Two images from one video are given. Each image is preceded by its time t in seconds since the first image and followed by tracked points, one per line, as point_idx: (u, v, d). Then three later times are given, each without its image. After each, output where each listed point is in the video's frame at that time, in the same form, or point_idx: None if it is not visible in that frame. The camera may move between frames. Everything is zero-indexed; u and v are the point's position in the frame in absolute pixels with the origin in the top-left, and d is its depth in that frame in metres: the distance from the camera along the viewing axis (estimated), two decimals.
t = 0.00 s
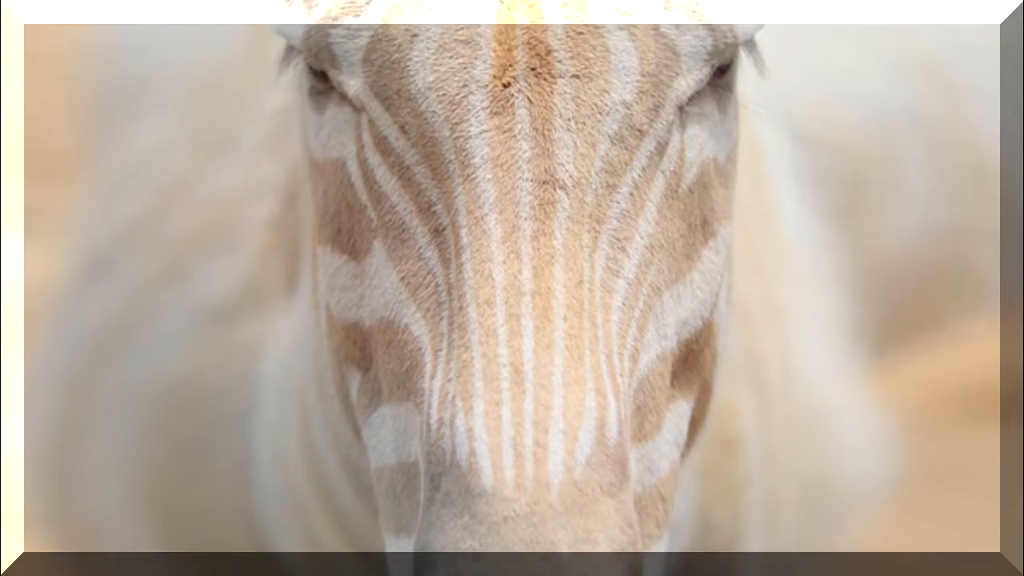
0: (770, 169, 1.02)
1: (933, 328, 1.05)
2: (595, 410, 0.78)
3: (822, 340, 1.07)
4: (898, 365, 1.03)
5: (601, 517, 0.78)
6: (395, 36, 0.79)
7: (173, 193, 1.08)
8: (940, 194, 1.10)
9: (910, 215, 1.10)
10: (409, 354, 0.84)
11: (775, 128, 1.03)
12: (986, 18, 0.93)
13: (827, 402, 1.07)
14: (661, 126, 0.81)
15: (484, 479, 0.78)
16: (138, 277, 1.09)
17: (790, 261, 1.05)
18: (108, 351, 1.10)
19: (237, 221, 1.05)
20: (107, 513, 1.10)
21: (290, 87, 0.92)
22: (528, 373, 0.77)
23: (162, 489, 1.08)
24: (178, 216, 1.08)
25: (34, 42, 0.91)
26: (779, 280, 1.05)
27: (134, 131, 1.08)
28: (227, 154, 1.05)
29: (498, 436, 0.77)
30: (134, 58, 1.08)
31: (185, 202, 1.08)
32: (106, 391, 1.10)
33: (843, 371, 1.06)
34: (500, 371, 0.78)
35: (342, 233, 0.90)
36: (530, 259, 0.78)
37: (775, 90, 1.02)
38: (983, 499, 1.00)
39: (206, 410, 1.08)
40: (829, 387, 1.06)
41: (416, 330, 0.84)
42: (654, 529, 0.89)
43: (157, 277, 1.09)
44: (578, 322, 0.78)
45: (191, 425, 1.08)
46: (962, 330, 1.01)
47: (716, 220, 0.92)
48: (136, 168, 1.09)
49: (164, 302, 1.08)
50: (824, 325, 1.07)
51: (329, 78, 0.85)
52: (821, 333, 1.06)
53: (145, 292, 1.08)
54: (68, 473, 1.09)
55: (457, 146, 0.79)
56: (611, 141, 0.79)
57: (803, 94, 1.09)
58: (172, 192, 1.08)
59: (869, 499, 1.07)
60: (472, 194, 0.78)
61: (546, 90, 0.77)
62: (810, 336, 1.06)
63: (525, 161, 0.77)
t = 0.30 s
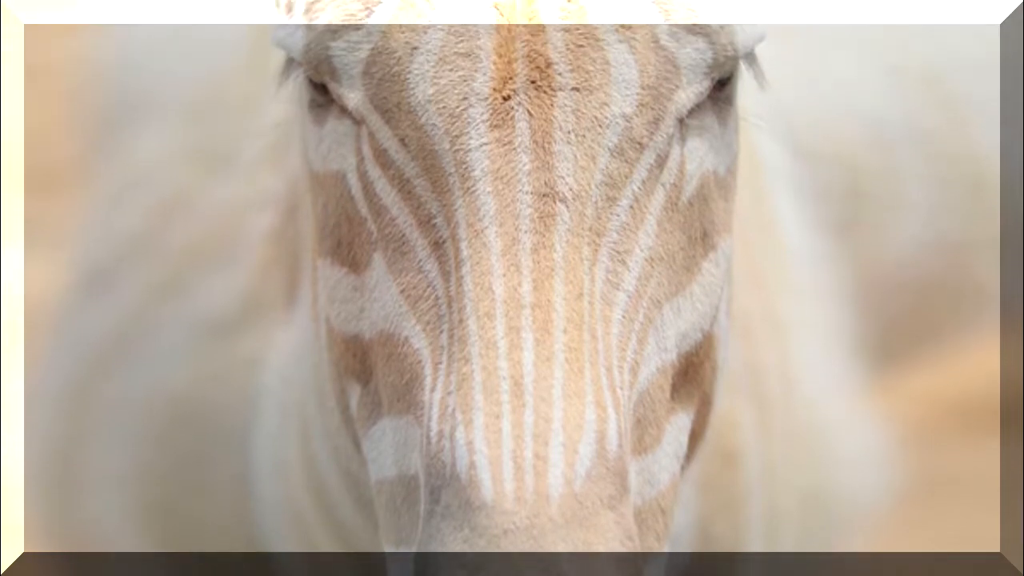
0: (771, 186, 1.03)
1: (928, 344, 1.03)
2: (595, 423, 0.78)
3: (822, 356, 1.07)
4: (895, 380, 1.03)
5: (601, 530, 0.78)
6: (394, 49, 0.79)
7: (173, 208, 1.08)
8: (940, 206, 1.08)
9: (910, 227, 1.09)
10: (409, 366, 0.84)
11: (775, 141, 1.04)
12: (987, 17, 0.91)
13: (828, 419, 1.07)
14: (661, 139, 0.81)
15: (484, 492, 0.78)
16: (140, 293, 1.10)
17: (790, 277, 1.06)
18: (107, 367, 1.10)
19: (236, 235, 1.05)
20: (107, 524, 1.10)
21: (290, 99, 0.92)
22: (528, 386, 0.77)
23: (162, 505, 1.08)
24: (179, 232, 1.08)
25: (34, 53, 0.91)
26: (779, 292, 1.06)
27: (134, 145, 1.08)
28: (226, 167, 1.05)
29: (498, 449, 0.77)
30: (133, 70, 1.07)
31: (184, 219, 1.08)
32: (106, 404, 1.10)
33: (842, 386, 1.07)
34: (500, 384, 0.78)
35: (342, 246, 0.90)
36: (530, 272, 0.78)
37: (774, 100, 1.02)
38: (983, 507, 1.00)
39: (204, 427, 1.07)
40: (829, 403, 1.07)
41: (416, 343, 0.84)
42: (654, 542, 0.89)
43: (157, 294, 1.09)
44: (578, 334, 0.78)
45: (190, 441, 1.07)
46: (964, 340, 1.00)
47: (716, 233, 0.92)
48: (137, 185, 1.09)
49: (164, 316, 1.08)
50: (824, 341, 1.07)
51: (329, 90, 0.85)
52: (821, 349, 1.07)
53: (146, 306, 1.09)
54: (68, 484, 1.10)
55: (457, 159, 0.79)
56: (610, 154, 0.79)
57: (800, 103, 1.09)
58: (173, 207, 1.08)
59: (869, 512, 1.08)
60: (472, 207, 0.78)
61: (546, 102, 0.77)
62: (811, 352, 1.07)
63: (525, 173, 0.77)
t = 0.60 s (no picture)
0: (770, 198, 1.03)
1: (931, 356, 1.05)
2: (595, 436, 0.78)
3: (822, 369, 1.07)
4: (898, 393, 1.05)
5: (601, 544, 0.78)
6: (395, 62, 0.79)
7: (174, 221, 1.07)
8: (942, 221, 1.07)
9: (911, 241, 1.08)
10: (409, 379, 0.84)
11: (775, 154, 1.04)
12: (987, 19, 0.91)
13: (827, 430, 1.07)
14: (661, 152, 0.81)
15: (484, 505, 0.78)
16: (140, 303, 1.09)
17: (790, 291, 1.06)
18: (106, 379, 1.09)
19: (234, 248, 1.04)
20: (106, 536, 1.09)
21: (290, 112, 0.93)
22: (528, 399, 0.77)
23: (162, 518, 1.08)
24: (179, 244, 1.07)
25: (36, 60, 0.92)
26: (778, 304, 1.06)
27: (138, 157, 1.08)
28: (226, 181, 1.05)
29: (498, 462, 0.77)
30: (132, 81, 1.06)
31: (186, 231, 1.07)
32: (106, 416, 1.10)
33: (842, 400, 1.07)
34: (500, 397, 0.78)
35: (342, 259, 0.90)
36: (530, 285, 0.77)
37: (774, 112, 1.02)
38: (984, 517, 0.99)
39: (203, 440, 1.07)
40: (829, 415, 1.07)
41: (416, 356, 0.84)
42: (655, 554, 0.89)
43: (158, 305, 1.09)
44: (578, 348, 0.78)
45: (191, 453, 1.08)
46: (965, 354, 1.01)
47: (716, 246, 0.92)
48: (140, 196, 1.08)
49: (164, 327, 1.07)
50: (824, 354, 1.07)
51: (329, 103, 0.85)
52: (821, 362, 1.07)
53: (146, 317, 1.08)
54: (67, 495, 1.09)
55: (457, 172, 0.79)
56: (611, 167, 0.79)
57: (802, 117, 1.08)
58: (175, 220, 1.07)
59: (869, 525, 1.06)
60: (472, 220, 0.78)
61: (546, 115, 0.77)
62: (811, 367, 1.07)
63: (525, 186, 0.77)
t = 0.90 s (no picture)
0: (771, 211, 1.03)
1: (929, 369, 1.04)
2: (595, 449, 0.78)
3: (823, 382, 1.07)
4: (898, 405, 1.04)
5: (601, 556, 0.77)
6: (395, 74, 0.79)
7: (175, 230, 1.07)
8: (939, 235, 1.07)
9: (910, 251, 1.09)
10: (410, 392, 0.85)
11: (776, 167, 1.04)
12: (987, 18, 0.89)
13: (825, 444, 1.07)
14: (661, 164, 0.81)
15: (484, 518, 0.78)
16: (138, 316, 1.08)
17: (790, 303, 1.06)
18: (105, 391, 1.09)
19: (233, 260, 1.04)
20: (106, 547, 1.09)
21: (290, 125, 0.93)
22: (528, 412, 0.77)
23: (163, 529, 1.07)
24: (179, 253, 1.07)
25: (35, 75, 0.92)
26: (778, 317, 1.06)
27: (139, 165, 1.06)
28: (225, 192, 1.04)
29: (498, 475, 0.77)
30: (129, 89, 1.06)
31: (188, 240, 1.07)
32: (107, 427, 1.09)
33: (842, 412, 1.07)
34: (500, 410, 0.78)
35: (342, 271, 0.90)
36: (530, 297, 0.77)
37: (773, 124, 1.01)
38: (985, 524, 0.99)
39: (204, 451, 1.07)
40: (828, 427, 1.07)
41: (416, 368, 0.84)
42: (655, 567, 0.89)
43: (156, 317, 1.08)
44: (578, 360, 0.78)
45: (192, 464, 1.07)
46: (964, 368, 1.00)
47: (716, 258, 0.92)
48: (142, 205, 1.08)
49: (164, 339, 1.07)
50: (824, 365, 1.07)
51: (329, 116, 0.85)
52: (820, 373, 1.07)
53: (145, 329, 1.08)
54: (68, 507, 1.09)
55: (457, 185, 0.78)
56: (611, 180, 0.79)
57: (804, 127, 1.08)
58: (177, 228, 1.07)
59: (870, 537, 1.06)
60: (472, 232, 0.78)
61: (546, 128, 0.77)
62: (810, 380, 1.07)
63: (525, 199, 0.77)
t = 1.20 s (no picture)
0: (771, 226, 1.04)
1: (929, 384, 1.03)
2: (595, 462, 0.78)
3: (822, 393, 1.08)
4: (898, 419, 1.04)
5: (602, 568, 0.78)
6: (395, 87, 0.79)
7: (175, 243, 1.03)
8: (940, 245, 1.05)
9: (910, 264, 1.07)
10: (410, 405, 0.85)
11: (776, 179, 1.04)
12: (986, 18, 0.94)
13: (825, 457, 1.07)
14: (661, 177, 0.81)
15: (484, 531, 0.78)
16: (139, 328, 1.06)
17: (789, 317, 1.08)
18: (104, 406, 1.07)
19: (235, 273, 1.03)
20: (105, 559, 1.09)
21: (290, 138, 0.93)
22: (528, 424, 0.77)
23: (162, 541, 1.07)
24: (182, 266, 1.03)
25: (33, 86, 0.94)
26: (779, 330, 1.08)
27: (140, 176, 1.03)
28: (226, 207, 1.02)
29: (498, 488, 0.77)
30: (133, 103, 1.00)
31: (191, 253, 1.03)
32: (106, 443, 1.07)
33: (842, 426, 1.07)
34: (500, 422, 0.78)
35: (342, 284, 0.90)
36: (530, 310, 0.77)
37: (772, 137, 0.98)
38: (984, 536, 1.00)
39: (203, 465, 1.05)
40: (829, 441, 1.07)
41: (416, 382, 0.84)
42: None
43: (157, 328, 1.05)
44: (578, 373, 0.78)
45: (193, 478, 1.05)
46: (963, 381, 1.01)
47: (716, 271, 0.92)
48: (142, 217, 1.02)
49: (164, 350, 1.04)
50: (824, 378, 1.09)
51: (330, 129, 0.85)
52: (821, 386, 1.08)
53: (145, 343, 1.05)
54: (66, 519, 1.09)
55: (457, 198, 0.78)
56: (611, 193, 0.79)
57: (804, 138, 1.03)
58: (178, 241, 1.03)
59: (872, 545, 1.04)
60: (472, 245, 0.78)
61: (546, 141, 0.76)
62: (810, 388, 1.09)
63: (525, 212, 0.77)
